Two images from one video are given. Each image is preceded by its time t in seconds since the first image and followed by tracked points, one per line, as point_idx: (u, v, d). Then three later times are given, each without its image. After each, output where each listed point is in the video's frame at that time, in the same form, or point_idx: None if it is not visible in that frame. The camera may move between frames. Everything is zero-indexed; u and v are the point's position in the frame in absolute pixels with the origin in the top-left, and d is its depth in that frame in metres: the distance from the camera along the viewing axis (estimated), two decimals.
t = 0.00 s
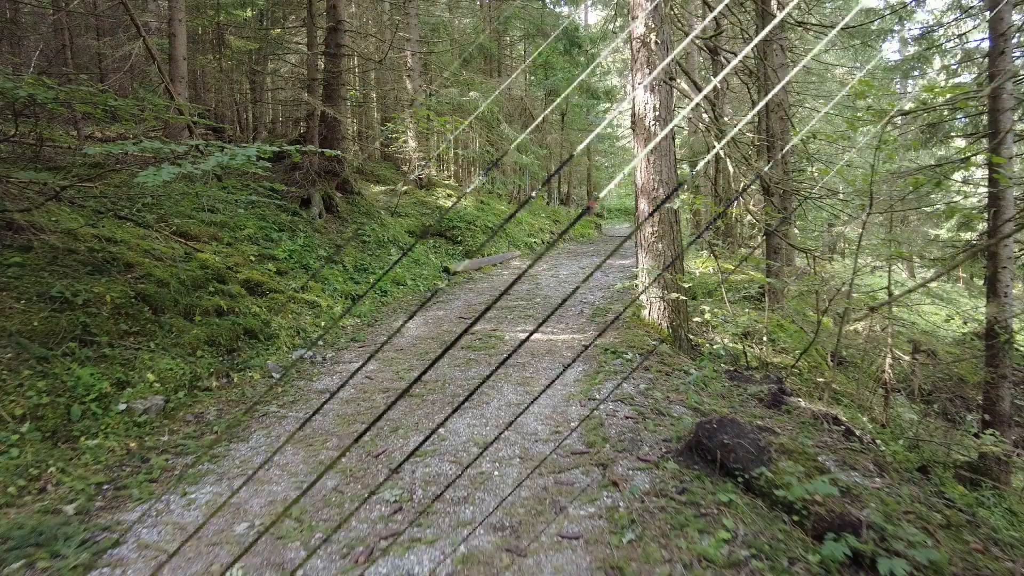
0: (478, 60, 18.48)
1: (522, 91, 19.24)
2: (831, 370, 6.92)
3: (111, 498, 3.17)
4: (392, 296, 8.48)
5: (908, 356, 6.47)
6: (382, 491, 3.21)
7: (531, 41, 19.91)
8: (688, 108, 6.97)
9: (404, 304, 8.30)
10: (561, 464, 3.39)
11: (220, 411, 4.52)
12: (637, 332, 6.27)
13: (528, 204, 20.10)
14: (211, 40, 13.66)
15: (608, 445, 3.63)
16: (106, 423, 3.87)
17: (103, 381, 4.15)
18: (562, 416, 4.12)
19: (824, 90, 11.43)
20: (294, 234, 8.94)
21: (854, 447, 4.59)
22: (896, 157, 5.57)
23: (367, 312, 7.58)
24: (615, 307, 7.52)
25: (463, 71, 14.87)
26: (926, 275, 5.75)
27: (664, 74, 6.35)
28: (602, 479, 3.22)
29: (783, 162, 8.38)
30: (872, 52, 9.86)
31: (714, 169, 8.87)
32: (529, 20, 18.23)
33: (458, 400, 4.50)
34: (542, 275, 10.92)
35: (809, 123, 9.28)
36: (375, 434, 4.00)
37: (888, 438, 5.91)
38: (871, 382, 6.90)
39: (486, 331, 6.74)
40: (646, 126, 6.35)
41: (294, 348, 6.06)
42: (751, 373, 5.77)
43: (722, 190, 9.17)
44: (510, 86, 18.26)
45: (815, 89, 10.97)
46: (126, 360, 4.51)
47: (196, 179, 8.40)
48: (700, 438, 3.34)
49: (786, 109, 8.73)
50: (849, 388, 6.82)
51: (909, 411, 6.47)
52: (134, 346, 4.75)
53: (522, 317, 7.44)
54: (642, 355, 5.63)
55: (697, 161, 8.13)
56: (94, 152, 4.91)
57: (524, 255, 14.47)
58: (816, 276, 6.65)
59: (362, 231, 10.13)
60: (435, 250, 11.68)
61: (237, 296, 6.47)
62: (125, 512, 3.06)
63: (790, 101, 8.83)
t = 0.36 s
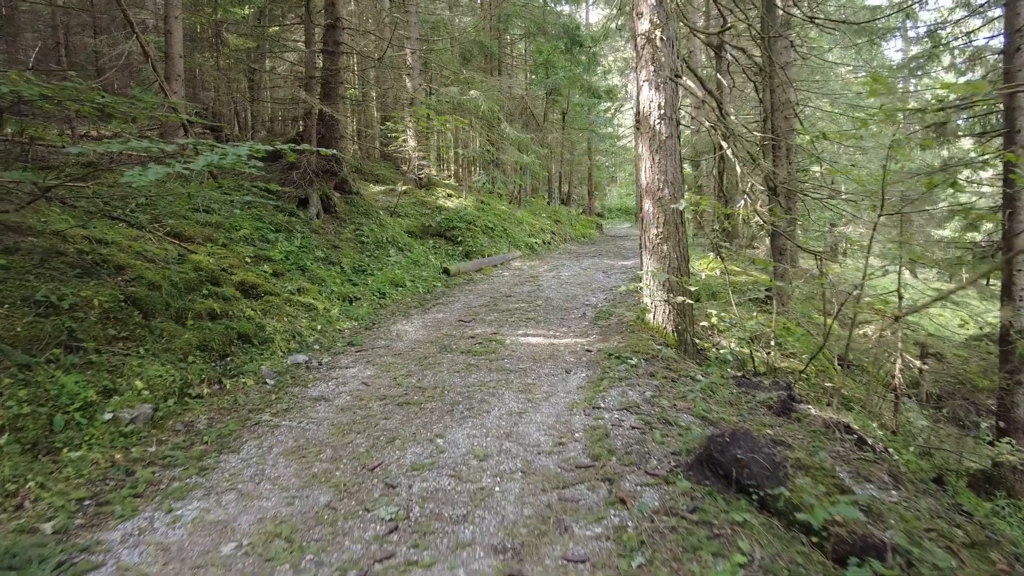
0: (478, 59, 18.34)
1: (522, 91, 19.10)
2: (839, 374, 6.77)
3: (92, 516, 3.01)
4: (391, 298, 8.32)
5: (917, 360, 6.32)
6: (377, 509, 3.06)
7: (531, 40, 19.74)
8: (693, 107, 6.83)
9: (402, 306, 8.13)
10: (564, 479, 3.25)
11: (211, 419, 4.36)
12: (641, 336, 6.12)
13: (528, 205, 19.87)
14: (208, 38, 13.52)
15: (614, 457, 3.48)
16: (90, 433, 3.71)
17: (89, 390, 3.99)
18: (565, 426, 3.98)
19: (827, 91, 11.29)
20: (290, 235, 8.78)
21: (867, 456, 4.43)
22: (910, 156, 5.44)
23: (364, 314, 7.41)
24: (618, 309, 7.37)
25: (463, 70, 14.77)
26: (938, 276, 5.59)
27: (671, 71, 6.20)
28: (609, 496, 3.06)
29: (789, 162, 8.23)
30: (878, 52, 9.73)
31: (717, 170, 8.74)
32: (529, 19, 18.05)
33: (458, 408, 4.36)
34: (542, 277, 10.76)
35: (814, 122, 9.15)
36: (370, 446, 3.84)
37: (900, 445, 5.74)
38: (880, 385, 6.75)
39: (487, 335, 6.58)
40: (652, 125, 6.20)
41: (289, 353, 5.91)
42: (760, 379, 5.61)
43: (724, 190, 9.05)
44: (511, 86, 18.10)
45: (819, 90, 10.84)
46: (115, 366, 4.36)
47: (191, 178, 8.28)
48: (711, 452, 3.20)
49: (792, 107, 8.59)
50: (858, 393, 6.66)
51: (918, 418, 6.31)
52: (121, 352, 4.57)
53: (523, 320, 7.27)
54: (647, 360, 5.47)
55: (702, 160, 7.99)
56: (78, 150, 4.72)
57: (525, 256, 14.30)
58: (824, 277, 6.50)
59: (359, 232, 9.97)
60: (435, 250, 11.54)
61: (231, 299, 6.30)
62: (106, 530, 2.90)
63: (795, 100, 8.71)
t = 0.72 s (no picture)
0: (477, 51, 17.87)
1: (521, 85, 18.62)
2: (859, 378, 6.34)
3: (19, 554, 2.57)
4: (384, 298, 7.88)
5: (944, 364, 5.88)
6: (352, 545, 2.63)
7: (532, 34, 19.25)
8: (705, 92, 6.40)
9: (395, 306, 7.71)
10: (569, 508, 2.82)
11: (177, 433, 3.93)
12: (650, 339, 5.70)
13: (528, 201, 19.43)
14: (199, 27, 13.05)
15: (628, 482, 3.06)
16: (34, 452, 3.28)
17: (36, 401, 3.56)
18: (571, 443, 3.54)
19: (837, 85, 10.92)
20: (278, 231, 8.35)
21: (904, 473, 3.96)
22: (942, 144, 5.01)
23: (354, 315, 6.99)
24: (624, 311, 6.93)
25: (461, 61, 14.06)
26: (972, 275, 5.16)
27: (683, 54, 5.76)
28: (622, 530, 2.63)
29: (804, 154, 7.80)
30: (891, 43, 9.34)
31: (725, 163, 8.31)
32: (529, 11, 17.49)
33: (450, 421, 3.92)
34: (543, 275, 10.33)
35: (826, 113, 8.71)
36: (350, 466, 3.42)
37: (929, 457, 5.31)
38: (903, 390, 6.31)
39: (484, 337, 6.15)
40: (662, 113, 5.77)
41: (270, 357, 5.49)
42: (780, 387, 5.17)
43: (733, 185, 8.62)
44: (510, 80, 17.62)
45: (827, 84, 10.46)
46: (71, 374, 3.92)
47: (173, 170, 7.84)
48: (739, 479, 2.77)
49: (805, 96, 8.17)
50: (880, 400, 6.24)
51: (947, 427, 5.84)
52: (81, 358, 4.15)
53: (523, 321, 6.84)
54: (657, 366, 5.04)
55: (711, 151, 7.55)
56: (27, 131, 3.98)
57: (525, 253, 13.86)
58: (845, 274, 6.04)
59: (352, 228, 9.54)
60: (431, 247, 11.12)
61: (209, 299, 5.86)
62: (32, 573, 2.46)
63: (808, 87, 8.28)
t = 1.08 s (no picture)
0: (473, 37, 17.26)
1: (520, 71, 18.01)
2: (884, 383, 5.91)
3: None
4: (374, 297, 7.42)
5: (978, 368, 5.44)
6: None
7: (531, 19, 18.60)
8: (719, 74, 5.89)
9: (387, 305, 7.26)
10: (580, 559, 2.39)
11: (135, 458, 3.49)
12: (660, 343, 5.25)
13: (528, 192, 18.92)
14: (184, 12, 12.48)
15: (647, 524, 2.63)
16: None
17: None
18: (579, 472, 3.10)
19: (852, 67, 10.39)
20: (263, 226, 7.88)
21: (951, 497, 3.53)
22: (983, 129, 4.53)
23: (342, 316, 6.54)
24: (632, 310, 6.48)
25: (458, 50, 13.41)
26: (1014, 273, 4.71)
27: (697, 32, 5.25)
28: None
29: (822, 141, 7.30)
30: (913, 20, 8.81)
31: (737, 149, 7.82)
32: None
33: (441, 444, 3.48)
34: (544, 270, 9.86)
35: (844, 96, 8.22)
36: (326, 502, 2.98)
37: (966, 472, 4.88)
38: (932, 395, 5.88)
39: (481, 341, 5.69)
40: (673, 96, 5.28)
41: (248, 366, 5.04)
42: (804, 395, 4.73)
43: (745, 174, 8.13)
44: (509, 67, 17.01)
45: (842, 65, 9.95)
46: (14, 393, 3.47)
47: (149, 162, 7.36)
48: (780, 528, 2.32)
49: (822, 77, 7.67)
50: (907, 406, 5.80)
51: (980, 435, 5.43)
52: (27, 375, 3.68)
53: (524, 322, 6.39)
54: (670, 374, 4.60)
55: (723, 137, 7.05)
56: None
57: (525, 246, 13.39)
58: (871, 270, 5.59)
59: (343, 222, 9.07)
60: (427, 242, 10.65)
61: (183, 302, 5.40)
62: None
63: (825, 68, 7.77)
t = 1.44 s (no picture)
0: (472, 28, 16.76)
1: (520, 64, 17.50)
2: (913, 393, 5.47)
3: None
4: (365, 299, 6.97)
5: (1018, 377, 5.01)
6: None
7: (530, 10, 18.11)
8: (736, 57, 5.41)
9: (378, 308, 6.81)
10: None
11: (83, 490, 3.05)
12: (675, 352, 4.81)
13: (528, 188, 18.44)
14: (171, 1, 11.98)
15: None
16: None
17: None
18: (592, 511, 2.67)
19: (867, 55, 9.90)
20: (248, 223, 7.43)
21: (1014, 533, 3.09)
22: None
23: (330, 320, 6.09)
24: (641, 314, 6.04)
25: (455, 42, 12.82)
26: None
27: (715, 10, 4.79)
28: None
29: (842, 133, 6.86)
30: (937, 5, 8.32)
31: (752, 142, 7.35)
32: None
33: (432, 475, 3.04)
34: (546, 269, 9.41)
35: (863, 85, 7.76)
36: (296, 548, 2.54)
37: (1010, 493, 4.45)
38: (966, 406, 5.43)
39: (479, 349, 5.24)
40: (689, 81, 4.83)
41: (223, 377, 4.60)
42: (834, 411, 4.30)
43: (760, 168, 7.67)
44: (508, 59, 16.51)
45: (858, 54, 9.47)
46: None
47: (125, 155, 6.90)
48: None
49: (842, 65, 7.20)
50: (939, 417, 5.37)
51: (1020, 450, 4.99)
52: None
53: (525, 327, 5.94)
54: (688, 389, 4.15)
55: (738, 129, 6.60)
56: None
57: (525, 243, 12.94)
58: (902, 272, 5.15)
59: (334, 219, 8.62)
60: (423, 239, 10.19)
61: (155, 306, 4.95)
62: None
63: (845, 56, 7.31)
